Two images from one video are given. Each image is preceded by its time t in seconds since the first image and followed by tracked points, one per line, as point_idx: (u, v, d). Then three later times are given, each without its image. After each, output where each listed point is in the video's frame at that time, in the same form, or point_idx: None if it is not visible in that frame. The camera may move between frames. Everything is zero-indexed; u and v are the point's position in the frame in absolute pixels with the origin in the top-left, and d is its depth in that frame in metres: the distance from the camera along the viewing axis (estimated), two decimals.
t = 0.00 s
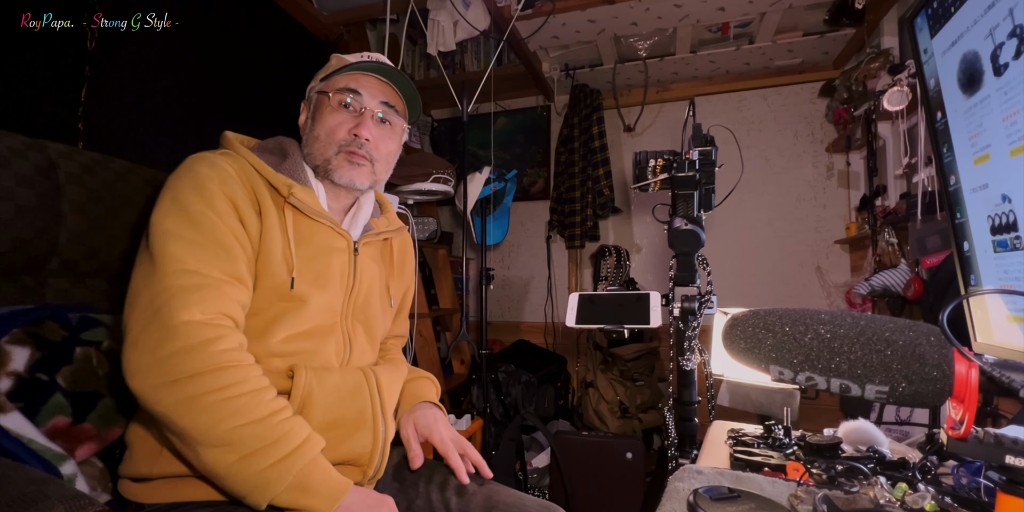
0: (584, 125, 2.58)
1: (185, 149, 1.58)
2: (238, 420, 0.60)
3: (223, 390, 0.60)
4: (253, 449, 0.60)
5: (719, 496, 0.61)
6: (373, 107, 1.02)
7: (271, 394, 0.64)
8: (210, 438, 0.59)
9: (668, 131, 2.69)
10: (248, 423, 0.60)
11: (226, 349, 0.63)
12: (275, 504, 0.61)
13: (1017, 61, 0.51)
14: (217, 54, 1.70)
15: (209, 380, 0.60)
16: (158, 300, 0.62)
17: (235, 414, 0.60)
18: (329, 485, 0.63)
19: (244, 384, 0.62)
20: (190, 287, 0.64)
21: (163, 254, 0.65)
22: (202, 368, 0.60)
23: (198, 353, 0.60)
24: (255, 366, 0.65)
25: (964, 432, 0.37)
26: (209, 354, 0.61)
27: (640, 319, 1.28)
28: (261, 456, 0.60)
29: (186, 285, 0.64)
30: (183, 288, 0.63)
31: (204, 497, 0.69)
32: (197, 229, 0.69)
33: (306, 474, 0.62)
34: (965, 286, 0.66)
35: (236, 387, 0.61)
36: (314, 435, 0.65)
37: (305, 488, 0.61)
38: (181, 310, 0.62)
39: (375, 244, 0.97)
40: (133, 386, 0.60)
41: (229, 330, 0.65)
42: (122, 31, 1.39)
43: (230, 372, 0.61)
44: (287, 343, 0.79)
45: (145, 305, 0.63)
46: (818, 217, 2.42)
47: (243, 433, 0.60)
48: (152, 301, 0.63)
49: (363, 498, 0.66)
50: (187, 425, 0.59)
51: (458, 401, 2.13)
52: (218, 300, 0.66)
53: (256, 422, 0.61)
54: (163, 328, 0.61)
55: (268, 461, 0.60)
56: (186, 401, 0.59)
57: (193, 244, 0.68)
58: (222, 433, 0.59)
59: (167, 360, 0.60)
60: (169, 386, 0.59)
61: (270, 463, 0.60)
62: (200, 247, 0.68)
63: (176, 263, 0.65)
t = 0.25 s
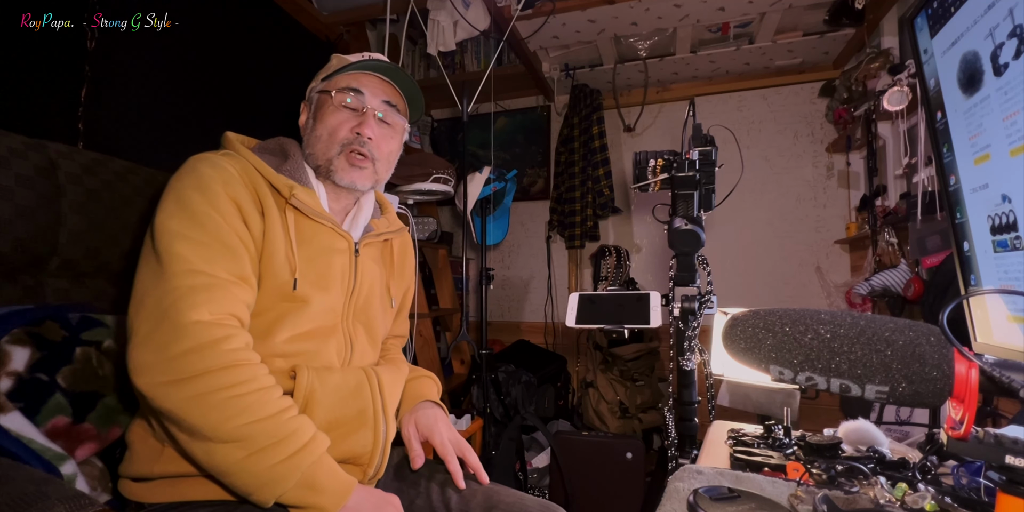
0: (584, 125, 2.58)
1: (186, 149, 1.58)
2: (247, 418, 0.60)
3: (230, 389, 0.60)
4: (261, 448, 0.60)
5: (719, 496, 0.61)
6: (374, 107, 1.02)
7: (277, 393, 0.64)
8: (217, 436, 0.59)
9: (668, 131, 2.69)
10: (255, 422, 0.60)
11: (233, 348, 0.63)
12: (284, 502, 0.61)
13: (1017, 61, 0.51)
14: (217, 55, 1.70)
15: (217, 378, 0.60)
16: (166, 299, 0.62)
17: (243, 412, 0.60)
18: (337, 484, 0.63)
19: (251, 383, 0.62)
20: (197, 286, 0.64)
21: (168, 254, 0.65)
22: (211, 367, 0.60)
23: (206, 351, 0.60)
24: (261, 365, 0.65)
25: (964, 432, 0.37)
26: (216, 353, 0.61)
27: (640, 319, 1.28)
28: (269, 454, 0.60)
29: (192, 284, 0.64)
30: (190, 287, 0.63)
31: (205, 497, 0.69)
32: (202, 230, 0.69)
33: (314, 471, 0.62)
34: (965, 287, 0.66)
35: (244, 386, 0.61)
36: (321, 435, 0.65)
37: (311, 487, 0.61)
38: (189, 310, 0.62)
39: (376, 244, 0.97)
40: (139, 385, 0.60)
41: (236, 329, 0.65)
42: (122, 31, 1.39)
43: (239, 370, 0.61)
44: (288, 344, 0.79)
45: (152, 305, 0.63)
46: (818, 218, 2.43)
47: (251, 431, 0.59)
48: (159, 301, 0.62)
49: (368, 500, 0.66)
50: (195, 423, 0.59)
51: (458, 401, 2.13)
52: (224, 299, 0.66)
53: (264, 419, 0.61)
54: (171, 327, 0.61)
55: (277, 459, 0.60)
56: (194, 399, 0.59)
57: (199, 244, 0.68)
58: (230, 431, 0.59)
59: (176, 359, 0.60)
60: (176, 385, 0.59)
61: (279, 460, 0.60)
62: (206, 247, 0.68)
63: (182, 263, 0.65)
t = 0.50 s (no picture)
0: (584, 125, 2.58)
1: (186, 150, 1.58)
2: (252, 418, 0.60)
3: (236, 390, 0.60)
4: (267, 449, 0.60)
5: (719, 496, 0.61)
6: (387, 115, 1.02)
7: (282, 394, 0.64)
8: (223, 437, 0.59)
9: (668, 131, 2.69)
10: (261, 423, 0.60)
11: (239, 349, 0.63)
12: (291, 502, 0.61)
13: (1017, 61, 0.51)
14: (218, 55, 1.70)
15: (222, 379, 0.60)
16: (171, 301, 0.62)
17: (248, 412, 0.60)
18: (342, 484, 0.63)
19: (257, 383, 0.62)
20: (202, 288, 0.64)
21: (172, 256, 0.65)
22: (218, 368, 0.60)
23: (211, 353, 0.60)
24: (265, 366, 0.65)
25: (964, 432, 0.37)
26: (221, 354, 0.61)
27: (640, 319, 1.28)
28: (276, 454, 0.60)
29: (198, 286, 0.64)
30: (195, 288, 0.63)
31: (205, 498, 0.69)
32: (207, 232, 0.69)
33: (320, 472, 0.62)
34: (965, 287, 0.66)
35: (249, 386, 0.61)
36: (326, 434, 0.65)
37: (317, 487, 0.61)
38: (194, 311, 0.62)
39: (376, 244, 0.97)
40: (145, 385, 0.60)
41: (240, 330, 0.65)
42: (122, 31, 1.39)
43: (244, 371, 0.61)
44: (290, 344, 0.79)
45: (157, 306, 0.63)
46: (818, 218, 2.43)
47: (257, 432, 0.60)
48: (164, 302, 0.62)
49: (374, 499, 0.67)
50: (200, 424, 0.59)
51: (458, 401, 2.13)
52: (229, 301, 0.66)
53: (270, 420, 0.61)
54: (176, 329, 0.61)
55: (283, 459, 0.60)
56: (199, 400, 0.59)
57: (203, 245, 0.68)
58: (235, 431, 0.59)
59: (181, 360, 0.60)
60: (181, 386, 0.59)
61: (286, 460, 0.60)
62: (210, 248, 0.68)
63: (186, 265, 0.65)
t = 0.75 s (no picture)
0: (585, 125, 2.58)
1: (186, 150, 1.58)
2: (254, 419, 0.60)
3: (238, 390, 0.60)
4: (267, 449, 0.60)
5: (719, 496, 0.61)
6: (391, 117, 1.01)
7: (284, 394, 0.64)
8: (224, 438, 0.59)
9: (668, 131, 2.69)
10: (262, 423, 0.60)
11: (241, 349, 0.63)
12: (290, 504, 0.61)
13: (1017, 61, 0.51)
14: (218, 55, 1.70)
15: (224, 379, 0.60)
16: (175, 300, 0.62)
17: (250, 413, 0.60)
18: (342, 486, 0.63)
19: (259, 384, 0.62)
20: (206, 288, 0.64)
21: (176, 256, 0.65)
22: (220, 368, 0.60)
23: (214, 353, 0.60)
24: (268, 366, 0.65)
25: (964, 432, 0.37)
26: (224, 354, 0.61)
27: (640, 319, 1.28)
28: (277, 455, 0.60)
29: (201, 286, 0.64)
30: (198, 289, 0.63)
31: (205, 498, 0.69)
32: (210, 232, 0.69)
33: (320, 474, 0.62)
34: (965, 286, 0.66)
35: (251, 387, 0.61)
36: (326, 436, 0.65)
37: (317, 488, 0.61)
38: (198, 312, 0.62)
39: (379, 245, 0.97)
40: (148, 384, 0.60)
41: (244, 331, 0.65)
42: (122, 31, 1.39)
43: (247, 371, 0.61)
44: (292, 344, 0.79)
45: (160, 307, 0.63)
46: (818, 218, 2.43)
47: (258, 432, 0.60)
48: (167, 303, 0.62)
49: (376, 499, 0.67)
50: (202, 424, 0.59)
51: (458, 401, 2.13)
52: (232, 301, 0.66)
53: (270, 421, 0.61)
54: (179, 329, 0.61)
55: (284, 460, 0.60)
56: (202, 400, 0.59)
57: (206, 245, 0.68)
58: (237, 432, 0.59)
59: (183, 360, 0.60)
60: (184, 386, 0.59)
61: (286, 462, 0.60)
62: (214, 249, 0.68)
63: (190, 265, 0.65)
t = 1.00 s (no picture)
0: (585, 125, 2.58)
1: (187, 150, 1.58)
2: (253, 419, 0.60)
3: (238, 391, 0.60)
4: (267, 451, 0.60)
5: (719, 496, 0.61)
6: (390, 116, 1.02)
7: (284, 395, 0.64)
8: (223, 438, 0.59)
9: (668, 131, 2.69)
10: (261, 424, 0.60)
11: (242, 349, 0.63)
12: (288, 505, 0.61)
13: (1017, 61, 0.51)
14: (218, 55, 1.70)
15: (224, 380, 0.60)
16: (177, 300, 0.62)
17: (250, 413, 0.60)
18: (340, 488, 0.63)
19: (258, 384, 0.62)
20: (207, 289, 0.64)
21: (178, 255, 0.65)
22: (220, 369, 0.60)
23: (214, 353, 0.60)
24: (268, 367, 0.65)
25: (964, 432, 0.37)
26: (225, 354, 0.61)
27: (640, 319, 1.28)
28: (275, 456, 0.60)
29: (203, 286, 0.64)
30: (201, 289, 0.63)
31: (206, 498, 0.69)
32: (213, 232, 0.69)
33: (317, 474, 0.62)
34: (965, 286, 0.66)
35: (250, 388, 0.61)
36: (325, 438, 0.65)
37: (315, 491, 0.61)
38: (199, 312, 0.62)
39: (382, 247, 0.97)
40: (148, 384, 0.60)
41: (245, 331, 0.65)
42: (122, 31, 1.39)
43: (247, 372, 0.61)
44: (293, 344, 0.79)
45: (162, 306, 0.63)
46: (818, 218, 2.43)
47: (257, 433, 0.59)
48: (169, 302, 0.63)
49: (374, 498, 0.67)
50: (202, 425, 0.59)
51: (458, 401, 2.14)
52: (233, 302, 0.66)
53: (269, 422, 0.60)
54: (181, 329, 0.61)
55: (282, 462, 0.60)
56: (201, 400, 0.59)
57: (209, 246, 0.68)
58: (236, 432, 0.59)
59: (183, 360, 0.60)
60: (184, 385, 0.59)
61: (285, 462, 0.60)
62: (216, 249, 0.68)
63: (192, 265, 0.65)
